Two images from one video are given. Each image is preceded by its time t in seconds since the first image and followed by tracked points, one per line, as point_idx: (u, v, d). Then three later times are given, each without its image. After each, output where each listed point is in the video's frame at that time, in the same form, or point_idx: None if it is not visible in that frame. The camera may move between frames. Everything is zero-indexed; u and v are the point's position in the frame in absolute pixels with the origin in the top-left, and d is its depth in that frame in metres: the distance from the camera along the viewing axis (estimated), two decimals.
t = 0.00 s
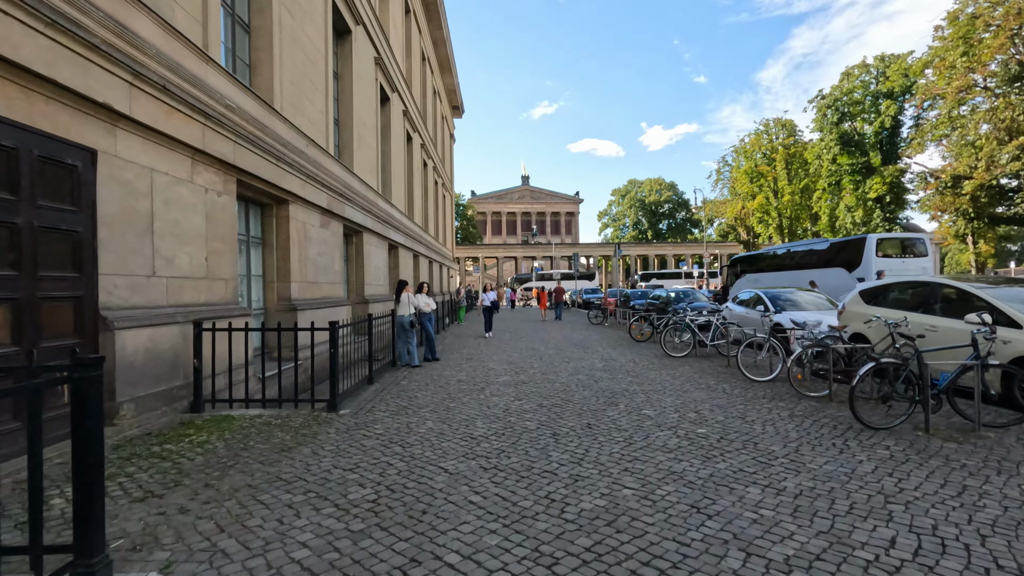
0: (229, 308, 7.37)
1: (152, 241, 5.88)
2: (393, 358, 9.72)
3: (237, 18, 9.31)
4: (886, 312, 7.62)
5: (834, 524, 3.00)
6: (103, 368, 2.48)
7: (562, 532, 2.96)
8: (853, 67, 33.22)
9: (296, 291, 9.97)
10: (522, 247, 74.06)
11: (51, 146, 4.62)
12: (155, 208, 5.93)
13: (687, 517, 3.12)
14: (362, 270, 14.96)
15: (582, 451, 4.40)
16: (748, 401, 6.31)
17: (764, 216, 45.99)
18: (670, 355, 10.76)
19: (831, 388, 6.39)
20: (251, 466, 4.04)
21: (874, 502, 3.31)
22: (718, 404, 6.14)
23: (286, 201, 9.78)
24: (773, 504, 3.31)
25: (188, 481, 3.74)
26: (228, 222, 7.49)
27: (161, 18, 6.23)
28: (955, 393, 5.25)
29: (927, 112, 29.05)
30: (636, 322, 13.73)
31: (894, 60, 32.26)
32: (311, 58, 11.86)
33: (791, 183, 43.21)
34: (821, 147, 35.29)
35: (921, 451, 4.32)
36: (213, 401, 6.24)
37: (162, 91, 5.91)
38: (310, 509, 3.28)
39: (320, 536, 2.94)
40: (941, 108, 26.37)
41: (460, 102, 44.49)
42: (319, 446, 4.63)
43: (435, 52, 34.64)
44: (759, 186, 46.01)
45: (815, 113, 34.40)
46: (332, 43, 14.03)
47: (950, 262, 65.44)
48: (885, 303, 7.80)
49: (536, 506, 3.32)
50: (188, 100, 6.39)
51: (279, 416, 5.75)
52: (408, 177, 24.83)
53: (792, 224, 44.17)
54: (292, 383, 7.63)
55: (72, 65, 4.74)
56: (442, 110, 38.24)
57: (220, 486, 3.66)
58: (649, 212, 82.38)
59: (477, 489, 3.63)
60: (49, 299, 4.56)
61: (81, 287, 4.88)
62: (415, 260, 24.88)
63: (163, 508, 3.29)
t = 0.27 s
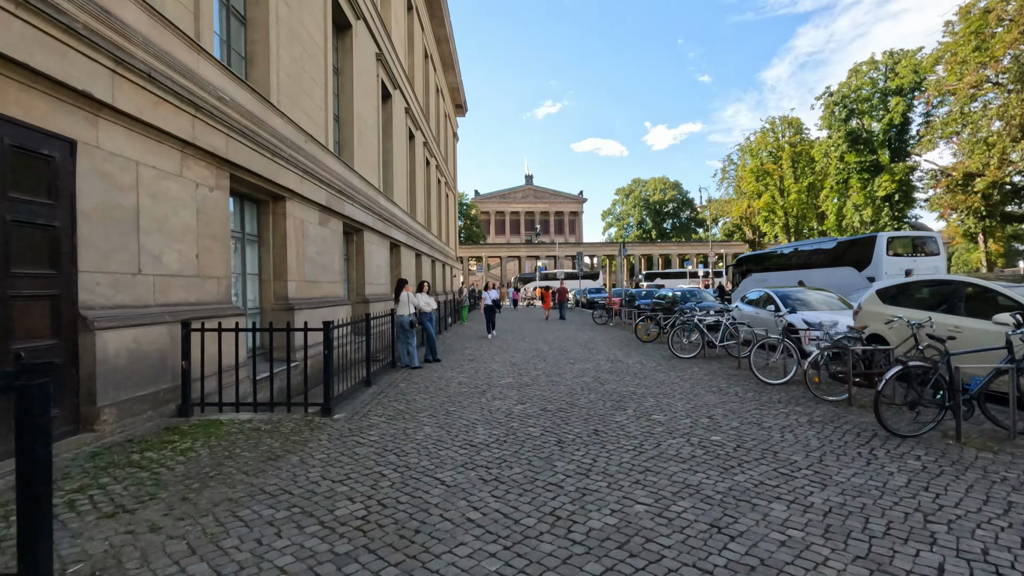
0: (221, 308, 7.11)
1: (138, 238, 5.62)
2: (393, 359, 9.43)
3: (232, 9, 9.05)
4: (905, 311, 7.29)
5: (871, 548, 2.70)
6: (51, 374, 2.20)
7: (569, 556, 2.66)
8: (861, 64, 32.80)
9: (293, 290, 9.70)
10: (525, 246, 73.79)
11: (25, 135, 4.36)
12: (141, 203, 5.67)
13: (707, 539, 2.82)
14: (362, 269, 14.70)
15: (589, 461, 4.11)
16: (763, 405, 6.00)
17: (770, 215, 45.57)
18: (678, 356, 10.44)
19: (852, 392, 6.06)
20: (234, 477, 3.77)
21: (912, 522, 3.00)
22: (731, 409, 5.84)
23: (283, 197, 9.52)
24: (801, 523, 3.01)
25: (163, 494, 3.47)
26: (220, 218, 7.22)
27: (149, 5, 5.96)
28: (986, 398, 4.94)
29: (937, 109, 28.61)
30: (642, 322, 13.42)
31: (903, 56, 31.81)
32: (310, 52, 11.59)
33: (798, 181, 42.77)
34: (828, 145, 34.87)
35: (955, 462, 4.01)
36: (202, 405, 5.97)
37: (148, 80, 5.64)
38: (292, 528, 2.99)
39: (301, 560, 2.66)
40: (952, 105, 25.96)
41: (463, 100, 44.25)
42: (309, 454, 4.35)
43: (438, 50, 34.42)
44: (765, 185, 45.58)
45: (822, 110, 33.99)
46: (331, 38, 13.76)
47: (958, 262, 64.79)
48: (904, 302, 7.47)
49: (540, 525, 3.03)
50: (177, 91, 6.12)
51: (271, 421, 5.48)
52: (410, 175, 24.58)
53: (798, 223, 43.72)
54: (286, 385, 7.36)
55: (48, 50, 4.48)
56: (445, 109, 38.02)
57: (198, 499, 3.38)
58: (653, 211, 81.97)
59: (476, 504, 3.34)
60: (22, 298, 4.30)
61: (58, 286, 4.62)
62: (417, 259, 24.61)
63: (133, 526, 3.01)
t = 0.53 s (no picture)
0: (212, 309, 6.87)
1: (123, 237, 5.39)
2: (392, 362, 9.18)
3: (227, 3, 8.82)
4: (921, 314, 7.02)
5: None
6: None
7: None
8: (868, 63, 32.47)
9: (289, 291, 9.46)
10: (528, 247, 73.54)
11: None
12: (127, 200, 5.44)
13: (727, 570, 2.55)
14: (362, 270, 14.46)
15: (595, 476, 3.85)
16: (776, 413, 5.72)
17: (775, 216, 45.22)
18: (684, 359, 10.16)
19: (871, 400, 5.78)
20: (214, 493, 3.52)
21: (951, 550, 2.73)
22: (742, 417, 5.56)
23: (279, 196, 9.28)
24: (828, 550, 2.74)
25: (136, 513, 3.22)
26: (211, 217, 6.98)
27: None
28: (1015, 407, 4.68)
29: (945, 108, 28.25)
30: (646, 324, 13.13)
31: (910, 55, 31.45)
32: (308, 48, 11.37)
33: (803, 181, 42.41)
34: (834, 145, 34.53)
35: (988, 479, 3.73)
36: (189, 411, 5.73)
37: (134, 73, 5.41)
38: (271, 554, 2.74)
39: None
40: (960, 104, 25.63)
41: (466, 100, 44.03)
42: (297, 467, 4.10)
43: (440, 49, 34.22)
44: (769, 185, 45.23)
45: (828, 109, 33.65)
46: (331, 34, 13.53)
47: (963, 263, 64.30)
48: (920, 305, 7.19)
49: (542, 551, 2.76)
50: (166, 84, 5.89)
51: (260, 429, 5.23)
52: (412, 175, 24.35)
53: (803, 223, 43.36)
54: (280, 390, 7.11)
55: (25, 38, 4.25)
56: (447, 108, 37.81)
57: (173, 519, 3.13)
58: (656, 212, 81.66)
59: (473, 525, 3.08)
60: None
61: (34, 287, 4.38)
62: (418, 259, 24.38)
63: (98, 550, 2.76)
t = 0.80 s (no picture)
0: (203, 308, 6.61)
1: (105, 231, 5.12)
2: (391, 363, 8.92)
3: None
4: (946, 314, 6.67)
5: None
6: None
7: None
8: (876, 60, 32.03)
9: (285, 290, 9.20)
10: (531, 246, 73.24)
11: None
12: (109, 193, 5.18)
13: None
14: (362, 268, 14.20)
15: (603, 488, 3.55)
16: (794, 419, 5.41)
17: (781, 215, 44.78)
18: (692, 360, 9.85)
19: (894, 404, 5.48)
20: (191, 507, 3.25)
21: None
22: (758, 423, 5.26)
23: (275, 192, 9.02)
24: None
25: (102, 530, 2.94)
26: (202, 212, 6.72)
27: None
28: None
29: (955, 105, 27.78)
30: (653, 324, 12.81)
31: (920, 51, 30.99)
32: (306, 40, 11.09)
33: (809, 180, 41.97)
34: (842, 143, 34.09)
35: None
36: (176, 415, 5.47)
37: (117, 59, 5.15)
38: None
39: None
40: (971, 101, 25.19)
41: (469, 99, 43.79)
42: (284, 476, 3.82)
43: (443, 47, 33.98)
44: (775, 184, 44.80)
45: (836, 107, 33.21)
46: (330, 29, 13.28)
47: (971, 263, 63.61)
48: (943, 305, 6.85)
49: None
50: (152, 72, 5.63)
51: (249, 434, 4.96)
52: (414, 173, 24.11)
53: (809, 222, 42.90)
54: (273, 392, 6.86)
55: None
56: (450, 107, 37.56)
57: (140, 537, 2.86)
58: (661, 212, 81.22)
59: (470, 545, 2.79)
60: None
61: (5, 284, 4.13)
62: (421, 259, 24.14)
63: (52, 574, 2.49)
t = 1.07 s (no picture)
0: (195, 309, 6.34)
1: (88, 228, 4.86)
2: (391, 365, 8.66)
3: None
4: (975, 316, 6.30)
5: None
6: None
7: None
8: (887, 56, 31.50)
9: (283, 290, 8.93)
10: (536, 246, 72.91)
11: None
12: (92, 187, 4.92)
13: None
14: (364, 268, 13.94)
15: (616, 508, 3.24)
16: (816, 428, 5.07)
17: (789, 214, 44.26)
18: (703, 363, 9.51)
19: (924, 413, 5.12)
20: (163, 529, 2.96)
21: None
22: (778, 432, 4.93)
23: (272, 188, 8.75)
24: None
25: (62, 555, 2.66)
26: (194, 209, 6.46)
27: None
28: None
29: (969, 102, 27.23)
30: (661, 326, 12.47)
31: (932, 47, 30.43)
32: (306, 34, 10.81)
33: (818, 179, 41.44)
34: (851, 141, 33.61)
35: None
36: (163, 422, 5.20)
37: (100, 46, 4.88)
38: None
39: None
40: (985, 97, 24.69)
41: (474, 97, 43.52)
42: (269, 491, 3.53)
43: (448, 45, 33.70)
44: (783, 183, 44.27)
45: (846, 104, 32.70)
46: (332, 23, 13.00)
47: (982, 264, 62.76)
48: (970, 306, 6.48)
49: None
50: (139, 62, 5.36)
51: (236, 443, 4.67)
52: (418, 172, 23.84)
53: (818, 222, 42.37)
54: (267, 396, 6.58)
55: None
56: (455, 105, 37.27)
57: (102, 565, 2.57)
58: (666, 211, 80.74)
59: None
60: None
61: None
62: (424, 258, 23.89)
63: None
